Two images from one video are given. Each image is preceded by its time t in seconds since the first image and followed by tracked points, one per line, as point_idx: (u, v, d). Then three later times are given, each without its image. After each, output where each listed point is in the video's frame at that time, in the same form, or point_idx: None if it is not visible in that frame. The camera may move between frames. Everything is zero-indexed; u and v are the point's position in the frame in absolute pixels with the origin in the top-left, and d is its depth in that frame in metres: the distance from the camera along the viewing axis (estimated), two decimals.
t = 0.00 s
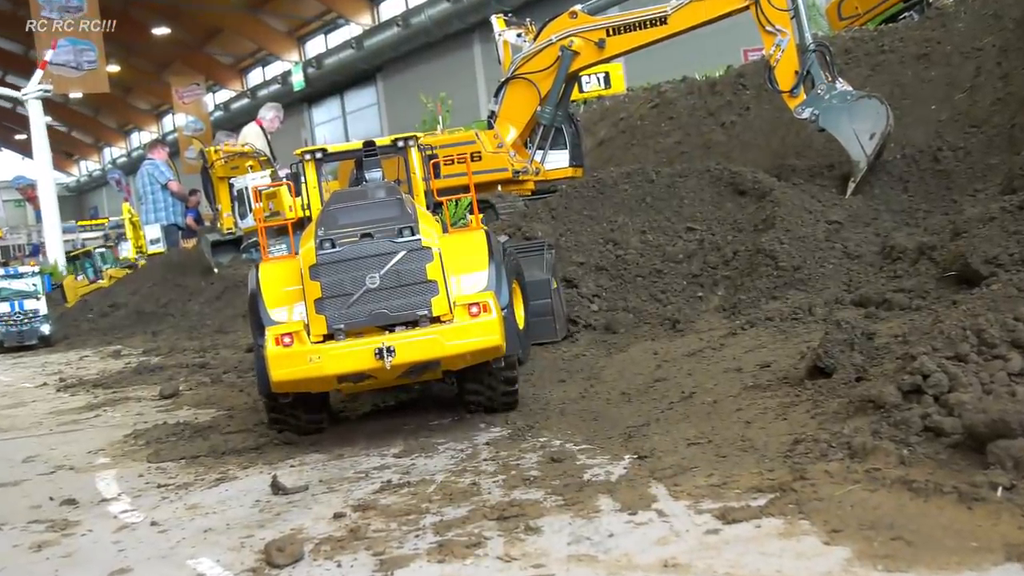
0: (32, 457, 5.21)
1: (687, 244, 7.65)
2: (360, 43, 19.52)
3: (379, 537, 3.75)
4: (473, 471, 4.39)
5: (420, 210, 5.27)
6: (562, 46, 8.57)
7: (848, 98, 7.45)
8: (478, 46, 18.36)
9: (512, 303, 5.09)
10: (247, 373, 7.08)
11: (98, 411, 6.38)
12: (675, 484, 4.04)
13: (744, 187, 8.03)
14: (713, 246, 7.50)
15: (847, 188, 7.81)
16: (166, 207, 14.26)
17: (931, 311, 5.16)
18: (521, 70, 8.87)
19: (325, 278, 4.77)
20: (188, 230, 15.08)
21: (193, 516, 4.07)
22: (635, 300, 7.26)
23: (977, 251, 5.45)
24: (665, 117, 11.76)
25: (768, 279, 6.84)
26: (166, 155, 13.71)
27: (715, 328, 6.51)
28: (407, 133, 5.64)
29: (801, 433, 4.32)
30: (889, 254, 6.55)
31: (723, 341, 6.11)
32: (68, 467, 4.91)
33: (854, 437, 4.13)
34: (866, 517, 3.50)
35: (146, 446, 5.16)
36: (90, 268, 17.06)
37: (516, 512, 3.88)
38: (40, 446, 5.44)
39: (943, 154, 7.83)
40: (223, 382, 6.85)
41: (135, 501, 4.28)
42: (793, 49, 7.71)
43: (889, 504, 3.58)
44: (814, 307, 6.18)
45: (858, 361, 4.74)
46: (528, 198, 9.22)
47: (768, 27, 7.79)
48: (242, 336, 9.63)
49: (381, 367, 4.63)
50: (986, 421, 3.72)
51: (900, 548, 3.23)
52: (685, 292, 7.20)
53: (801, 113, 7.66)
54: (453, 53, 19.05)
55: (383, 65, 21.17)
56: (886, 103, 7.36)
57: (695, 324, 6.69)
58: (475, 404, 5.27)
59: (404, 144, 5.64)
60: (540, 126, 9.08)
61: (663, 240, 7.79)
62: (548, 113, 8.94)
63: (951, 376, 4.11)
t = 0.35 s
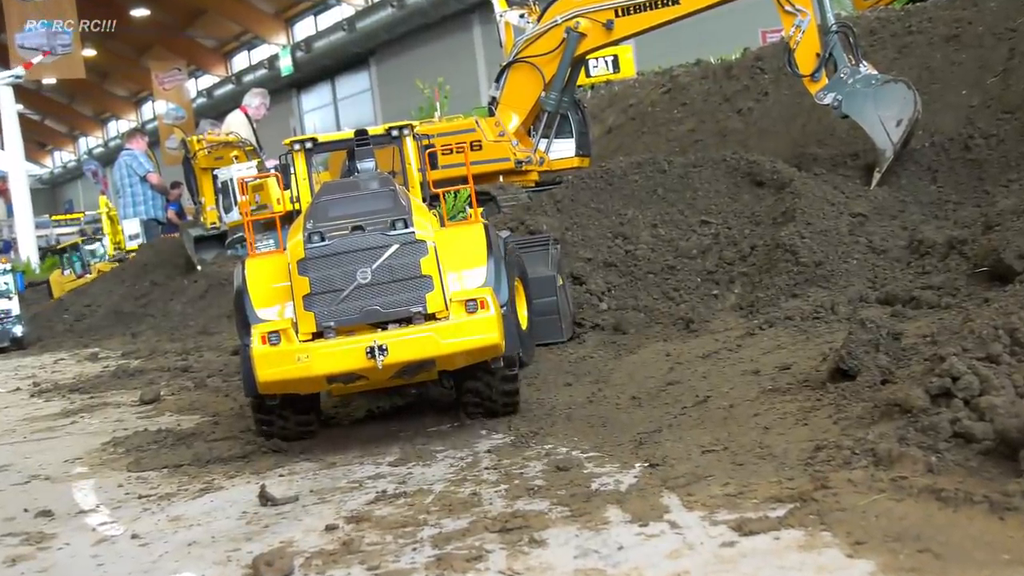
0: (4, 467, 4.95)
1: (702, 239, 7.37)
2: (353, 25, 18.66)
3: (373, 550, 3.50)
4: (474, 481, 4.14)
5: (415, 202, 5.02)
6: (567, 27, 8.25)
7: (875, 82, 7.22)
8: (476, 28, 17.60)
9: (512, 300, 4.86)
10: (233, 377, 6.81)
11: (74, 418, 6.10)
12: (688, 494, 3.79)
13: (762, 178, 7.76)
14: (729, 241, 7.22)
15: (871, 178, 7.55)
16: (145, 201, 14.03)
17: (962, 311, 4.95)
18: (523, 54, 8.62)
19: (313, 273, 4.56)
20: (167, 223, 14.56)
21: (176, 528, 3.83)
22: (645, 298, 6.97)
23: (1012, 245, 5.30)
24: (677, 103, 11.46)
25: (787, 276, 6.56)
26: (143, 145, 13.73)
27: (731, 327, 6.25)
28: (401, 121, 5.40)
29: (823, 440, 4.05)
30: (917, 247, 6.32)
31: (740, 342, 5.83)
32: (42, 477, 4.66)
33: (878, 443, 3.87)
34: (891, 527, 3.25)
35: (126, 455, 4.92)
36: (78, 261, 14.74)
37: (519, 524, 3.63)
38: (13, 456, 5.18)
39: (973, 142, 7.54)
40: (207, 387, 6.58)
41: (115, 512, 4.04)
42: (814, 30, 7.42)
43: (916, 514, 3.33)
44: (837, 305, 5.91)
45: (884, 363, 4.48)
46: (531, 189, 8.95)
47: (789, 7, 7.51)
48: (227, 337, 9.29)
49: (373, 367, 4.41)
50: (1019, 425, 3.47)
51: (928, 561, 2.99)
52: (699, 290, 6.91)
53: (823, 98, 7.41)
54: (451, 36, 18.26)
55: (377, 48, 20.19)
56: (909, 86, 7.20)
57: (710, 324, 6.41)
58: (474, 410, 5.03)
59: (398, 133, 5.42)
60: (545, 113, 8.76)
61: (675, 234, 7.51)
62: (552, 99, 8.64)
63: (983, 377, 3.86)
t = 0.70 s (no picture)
0: None
1: (717, 231, 7.12)
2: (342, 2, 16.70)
3: (369, 563, 3.28)
4: (475, 489, 3.91)
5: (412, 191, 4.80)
6: (574, 8, 8.18)
7: (903, 64, 6.94)
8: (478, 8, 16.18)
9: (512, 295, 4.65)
10: (218, 380, 6.56)
11: (50, 424, 5.86)
12: (702, 502, 3.55)
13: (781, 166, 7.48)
14: (747, 234, 6.97)
15: (899, 166, 7.24)
16: (123, 192, 13.24)
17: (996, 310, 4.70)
18: (526, 34, 8.44)
19: (303, 265, 4.35)
20: (149, 214, 14.41)
21: (159, 540, 3.61)
22: (657, 296, 6.72)
23: None
24: (692, 86, 11.15)
25: (808, 271, 6.31)
26: (122, 134, 12.69)
27: (748, 325, 6.01)
28: (398, 107, 5.18)
29: (846, 445, 3.81)
30: (947, 240, 6.07)
31: (758, 342, 5.57)
32: (15, 486, 4.43)
33: (905, 448, 3.62)
34: (919, 538, 3.04)
35: (106, 461, 4.70)
36: (57, 257, 13.88)
37: (524, 535, 3.40)
38: None
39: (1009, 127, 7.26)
40: (191, 390, 6.33)
41: (94, 523, 3.82)
42: (836, 10, 7.18)
43: (945, 523, 3.11)
44: (861, 302, 5.65)
45: (911, 362, 4.22)
46: (535, 179, 8.70)
47: None
48: (210, 337, 9.03)
49: (367, 364, 4.19)
50: None
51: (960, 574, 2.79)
52: (715, 286, 6.65)
53: (846, 81, 7.17)
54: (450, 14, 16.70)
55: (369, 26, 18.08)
56: (940, 68, 6.87)
57: (724, 322, 6.17)
58: (474, 412, 4.83)
59: (394, 119, 5.20)
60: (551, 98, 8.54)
61: (687, 227, 7.26)
62: (559, 82, 8.45)
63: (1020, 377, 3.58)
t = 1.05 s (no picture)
0: None
1: (735, 221, 6.89)
2: None
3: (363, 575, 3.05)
4: (476, 497, 3.69)
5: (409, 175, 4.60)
6: None
7: (934, 45, 6.70)
8: None
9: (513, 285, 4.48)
10: (201, 381, 6.34)
11: (23, 427, 5.63)
12: (719, 511, 3.31)
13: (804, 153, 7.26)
14: (767, 226, 6.74)
15: (929, 153, 7.03)
16: (99, 179, 13.04)
17: None
18: (532, 14, 8.42)
19: (294, 251, 4.16)
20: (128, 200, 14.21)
21: (140, 550, 3.38)
22: (670, 292, 6.47)
23: None
24: (710, 68, 10.90)
25: (832, 264, 6.06)
26: (98, 118, 12.26)
27: (768, 322, 5.80)
28: (398, 90, 4.99)
29: (872, 451, 3.57)
30: (978, 233, 5.82)
31: (778, 340, 5.34)
32: None
33: (933, 452, 3.38)
34: (949, 549, 2.82)
35: (83, 466, 4.47)
36: (27, 249, 13.90)
37: (528, 545, 3.18)
38: None
39: None
40: (173, 392, 6.12)
41: (70, 532, 3.60)
42: None
43: (977, 533, 2.89)
44: (889, 298, 5.42)
45: (942, 361, 4.00)
46: (541, 167, 8.49)
47: None
48: (193, 334, 8.80)
49: (359, 354, 4.01)
50: None
51: None
52: (732, 282, 6.41)
53: (874, 63, 6.93)
54: None
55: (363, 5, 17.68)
56: (972, 48, 6.66)
57: (742, 320, 5.92)
58: (473, 413, 4.62)
59: (393, 102, 5.01)
60: (557, 79, 8.55)
61: (701, 218, 7.04)
62: (566, 63, 8.48)
63: None
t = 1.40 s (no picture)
0: None
1: (755, 212, 6.68)
2: None
3: None
4: (476, 503, 3.48)
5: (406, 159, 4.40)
6: None
7: (968, 26, 6.58)
8: None
9: (513, 275, 4.28)
10: (183, 379, 6.13)
11: None
12: (736, 520, 3.09)
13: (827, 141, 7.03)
14: (788, 216, 6.54)
15: (960, 141, 6.81)
16: (75, 164, 12.62)
17: None
18: None
19: (281, 238, 3.98)
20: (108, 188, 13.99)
21: (117, 557, 3.19)
22: (684, 287, 6.22)
23: None
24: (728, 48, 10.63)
25: (856, 259, 5.83)
26: (75, 98, 12.11)
27: (789, 318, 5.58)
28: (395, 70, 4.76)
29: (898, 456, 3.36)
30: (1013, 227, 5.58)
31: (799, 339, 5.11)
32: None
33: (962, 457, 3.17)
34: (978, 560, 2.62)
35: (58, 469, 4.27)
36: None
37: (530, 556, 2.97)
38: None
39: None
40: (154, 390, 5.92)
41: (43, 539, 3.40)
42: None
43: (1010, 543, 2.68)
44: (917, 294, 5.20)
45: (974, 361, 3.78)
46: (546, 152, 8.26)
47: None
48: (175, 330, 8.59)
49: (348, 347, 3.84)
50: None
51: None
52: (751, 277, 6.19)
53: (904, 44, 6.81)
54: None
55: None
56: (1008, 30, 6.55)
57: (760, 317, 5.69)
58: (472, 412, 4.46)
59: (391, 83, 4.79)
60: (564, 60, 8.36)
61: (717, 207, 6.84)
62: (575, 42, 8.30)
63: None
